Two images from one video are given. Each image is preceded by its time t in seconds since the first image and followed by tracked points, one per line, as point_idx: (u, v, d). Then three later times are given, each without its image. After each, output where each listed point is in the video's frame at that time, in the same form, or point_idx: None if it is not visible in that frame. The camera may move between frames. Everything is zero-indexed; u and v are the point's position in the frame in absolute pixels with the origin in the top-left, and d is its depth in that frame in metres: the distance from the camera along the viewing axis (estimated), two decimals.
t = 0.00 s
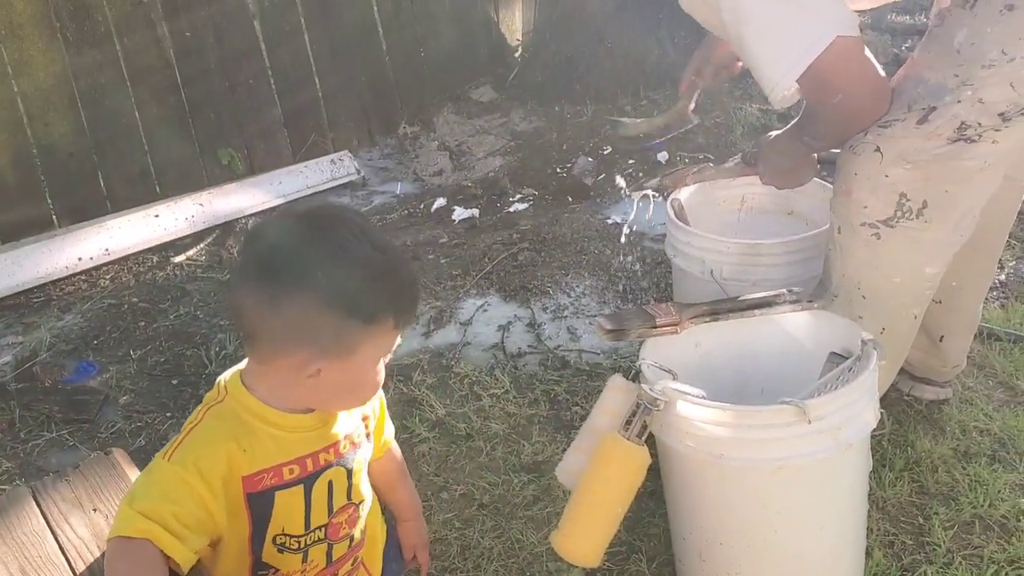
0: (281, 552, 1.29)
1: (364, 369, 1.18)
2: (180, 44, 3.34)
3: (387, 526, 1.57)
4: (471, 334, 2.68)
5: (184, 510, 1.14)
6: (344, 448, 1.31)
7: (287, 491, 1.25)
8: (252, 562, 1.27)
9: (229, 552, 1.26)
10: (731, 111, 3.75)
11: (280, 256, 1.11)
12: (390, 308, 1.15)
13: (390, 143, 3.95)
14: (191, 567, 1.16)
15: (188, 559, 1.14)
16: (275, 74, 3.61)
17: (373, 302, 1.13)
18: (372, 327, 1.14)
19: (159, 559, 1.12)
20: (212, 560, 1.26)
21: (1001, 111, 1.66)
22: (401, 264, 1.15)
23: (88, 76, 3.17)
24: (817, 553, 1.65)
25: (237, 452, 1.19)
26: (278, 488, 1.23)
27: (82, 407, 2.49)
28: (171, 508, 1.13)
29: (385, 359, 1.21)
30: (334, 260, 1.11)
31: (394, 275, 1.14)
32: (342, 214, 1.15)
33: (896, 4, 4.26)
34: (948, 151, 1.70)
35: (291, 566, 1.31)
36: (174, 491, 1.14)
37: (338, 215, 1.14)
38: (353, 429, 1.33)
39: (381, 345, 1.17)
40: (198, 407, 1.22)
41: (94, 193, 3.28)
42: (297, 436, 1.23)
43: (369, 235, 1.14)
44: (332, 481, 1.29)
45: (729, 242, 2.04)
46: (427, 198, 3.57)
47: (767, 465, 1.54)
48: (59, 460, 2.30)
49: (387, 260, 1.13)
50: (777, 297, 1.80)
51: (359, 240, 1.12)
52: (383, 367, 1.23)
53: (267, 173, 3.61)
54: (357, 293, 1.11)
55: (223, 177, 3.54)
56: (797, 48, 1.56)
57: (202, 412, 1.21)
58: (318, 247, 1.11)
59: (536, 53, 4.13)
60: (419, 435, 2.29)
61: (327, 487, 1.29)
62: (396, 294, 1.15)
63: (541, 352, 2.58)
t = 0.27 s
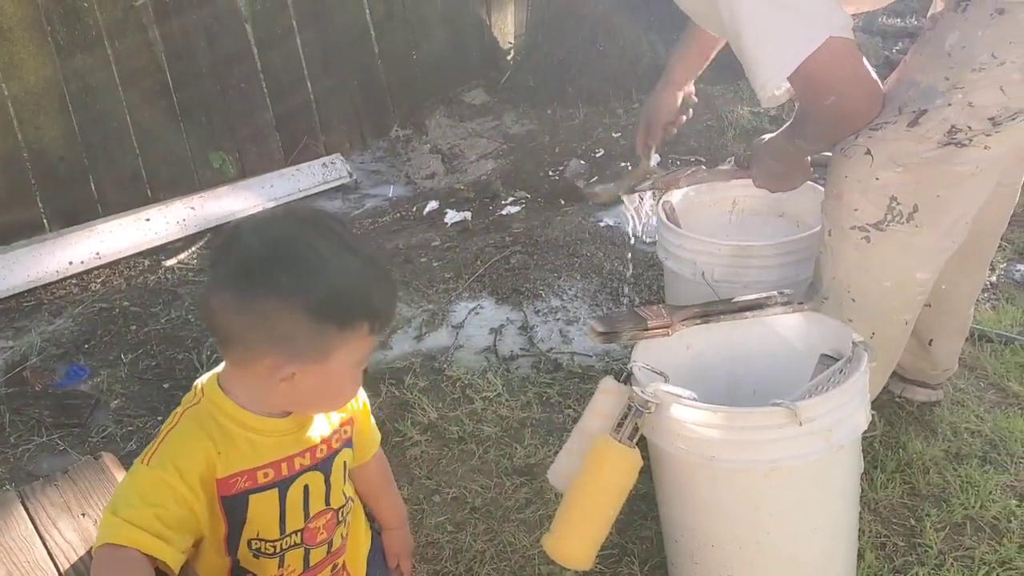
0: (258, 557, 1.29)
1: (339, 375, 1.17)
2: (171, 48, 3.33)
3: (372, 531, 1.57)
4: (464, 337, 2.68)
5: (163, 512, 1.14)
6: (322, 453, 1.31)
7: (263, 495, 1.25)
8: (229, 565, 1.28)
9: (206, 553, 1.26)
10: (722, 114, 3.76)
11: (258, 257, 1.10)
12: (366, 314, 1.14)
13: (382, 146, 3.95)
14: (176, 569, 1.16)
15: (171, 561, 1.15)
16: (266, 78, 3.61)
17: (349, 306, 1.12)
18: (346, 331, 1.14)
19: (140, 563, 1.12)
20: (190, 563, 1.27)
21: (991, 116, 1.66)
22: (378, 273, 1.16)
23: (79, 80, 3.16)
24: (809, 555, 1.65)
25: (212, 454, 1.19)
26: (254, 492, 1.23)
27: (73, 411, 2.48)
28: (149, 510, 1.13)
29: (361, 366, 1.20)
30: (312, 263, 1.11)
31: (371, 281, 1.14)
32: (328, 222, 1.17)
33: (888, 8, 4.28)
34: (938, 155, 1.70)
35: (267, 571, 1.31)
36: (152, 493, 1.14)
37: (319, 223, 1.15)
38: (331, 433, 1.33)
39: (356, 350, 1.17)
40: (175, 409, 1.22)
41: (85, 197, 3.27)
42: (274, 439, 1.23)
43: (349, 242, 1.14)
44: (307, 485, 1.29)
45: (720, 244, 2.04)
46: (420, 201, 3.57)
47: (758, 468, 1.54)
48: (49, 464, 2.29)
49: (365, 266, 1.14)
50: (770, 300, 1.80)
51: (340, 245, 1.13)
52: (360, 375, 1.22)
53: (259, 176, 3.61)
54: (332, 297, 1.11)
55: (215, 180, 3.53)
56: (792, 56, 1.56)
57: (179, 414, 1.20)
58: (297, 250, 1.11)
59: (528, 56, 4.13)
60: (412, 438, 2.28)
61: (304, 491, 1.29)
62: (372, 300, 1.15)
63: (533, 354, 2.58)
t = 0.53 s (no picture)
0: (240, 566, 1.30)
1: (302, 384, 1.18)
2: (166, 54, 3.33)
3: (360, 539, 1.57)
4: (458, 343, 2.68)
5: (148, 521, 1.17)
6: (302, 461, 1.30)
7: (242, 504, 1.25)
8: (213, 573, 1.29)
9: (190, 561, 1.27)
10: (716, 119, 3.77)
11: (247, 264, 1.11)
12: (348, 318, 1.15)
13: (377, 152, 3.96)
14: None
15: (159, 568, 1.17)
16: (260, 84, 3.61)
17: (331, 313, 1.13)
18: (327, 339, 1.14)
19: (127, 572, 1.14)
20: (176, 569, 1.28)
21: (988, 119, 1.66)
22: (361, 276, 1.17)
23: (73, 86, 3.16)
24: (803, 559, 1.66)
25: (193, 463, 1.20)
26: (234, 500, 1.24)
27: (67, 418, 2.47)
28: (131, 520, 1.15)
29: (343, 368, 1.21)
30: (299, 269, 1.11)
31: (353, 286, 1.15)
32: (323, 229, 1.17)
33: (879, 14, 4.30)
34: (936, 159, 1.71)
35: None
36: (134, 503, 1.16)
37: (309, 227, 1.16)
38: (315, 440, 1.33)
39: (336, 355, 1.17)
40: (158, 418, 1.23)
41: (79, 203, 3.27)
42: (253, 448, 1.24)
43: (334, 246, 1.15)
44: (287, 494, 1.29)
45: (714, 248, 2.05)
46: (414, 207, 3.57)
47: (753, 472, 1.54)
48: (43, 470, 2.28)
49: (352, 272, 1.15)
50: (763, 304, 1.83)
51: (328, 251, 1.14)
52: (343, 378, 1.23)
53: (253, 183, 3.61)
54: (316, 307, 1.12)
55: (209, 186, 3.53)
56: (783, 63, 1.57)
57: (161, 423, 1.22)
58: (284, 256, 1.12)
59: (522, 62, 4.14)
60: (407, 443, 2.28)
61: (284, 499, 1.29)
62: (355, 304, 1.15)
63: (528, 359, 2.58)
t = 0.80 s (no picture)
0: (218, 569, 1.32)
1: (197, 393, 1.17)
2: (158, 62, 3.33)
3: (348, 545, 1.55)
4: (451, 349, 2.68)
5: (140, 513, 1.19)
6: (279, 465, 1.33)
7: (219, 504, 1.27)
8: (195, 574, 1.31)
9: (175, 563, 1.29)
10: (707, 125, 3.79)
11: (191, 285, 1.09)
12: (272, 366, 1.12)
13: (369, 159, 3.97)
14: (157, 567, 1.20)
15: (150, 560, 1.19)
16: (252, 92, 3.62)
17: (255, 359, 1.10)
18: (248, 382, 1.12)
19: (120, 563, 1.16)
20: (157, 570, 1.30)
21: (971, 126, 1.68)
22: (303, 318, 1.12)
23: (65, 95, 3.16)
24: (793, 564, 1.66)
25: (170, 460, 1.22)
26: (211, 500, 1.27)
27: (59, 427, 2.47)
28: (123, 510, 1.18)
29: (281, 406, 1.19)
30: (230, 305, 1.08)
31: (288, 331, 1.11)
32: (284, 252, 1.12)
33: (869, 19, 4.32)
34: (920, 166, 1.72)
35: None
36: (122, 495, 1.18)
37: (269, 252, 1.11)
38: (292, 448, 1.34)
39: (268, 394, 1.15)
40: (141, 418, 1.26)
41: (71, 212, 3.27)
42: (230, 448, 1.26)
43: (286, 283, 1.11)
44: (264, 496, 1.31)
45: (704, 254, 2.06)
46: (407, 214, 3.58)
47: (743, 477, 1.55)
48: (35, 480, 2.28)
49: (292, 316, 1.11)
50: (752, 309, 1.83)
51: (269, 287, 1.09)
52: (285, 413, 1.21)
53: (245, 191, 3.61)
54: (242, 348, 1.10)
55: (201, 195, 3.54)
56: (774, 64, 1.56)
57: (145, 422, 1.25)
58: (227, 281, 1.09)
59: (514, 69, 4.15)
60: (399, 451, 2.28)
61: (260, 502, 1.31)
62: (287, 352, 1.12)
63: (520, 366, 2.58)
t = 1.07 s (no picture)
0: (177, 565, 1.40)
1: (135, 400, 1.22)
2: (148, 71, 3.33)
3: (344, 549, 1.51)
4: (443, 357, 2.68)
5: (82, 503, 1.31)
6: (238, 482, 1.38)
7: (170, 505, 1.36)
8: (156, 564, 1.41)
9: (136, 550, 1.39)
10: (698, 131, 3.80)
11: (160, 294, 1.15)
12: (205, 393, 1.17)
13: (361, 167, 3.98)
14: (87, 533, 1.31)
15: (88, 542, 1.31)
16: (243, 100, 3.62)
17: (190, 381, 1.15)
18: (178, 405, 1.17)
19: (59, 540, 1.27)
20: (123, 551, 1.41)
21: (959, 134, 1.69)
22: (243, 355, 1.18)
23: (55, 106, 3.16)
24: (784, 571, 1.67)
25: (124, 455, 1.33)
26: (162, 498, 1.35)
27: (50, 438, 2.46)
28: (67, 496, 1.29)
29: (213, 429, 1.24)
30: (181, 327, 1.14)
31: (225, 362, 1.17)
32: (240, 286, 1.18)
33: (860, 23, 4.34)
34: (907, 174, 1.73)
35: None
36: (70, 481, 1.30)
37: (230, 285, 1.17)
38: (253, 467, 1.38)
39: (196, 417, 1.20)
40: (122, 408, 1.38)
41: (62, 222, 3.26)
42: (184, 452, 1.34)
43: (234, 319, 1.17)
44: (216, 508, 1.37)
45: (694, 261, 2.07)
46: (399, 221, 3.58)
47: (733, 483, 1.55)
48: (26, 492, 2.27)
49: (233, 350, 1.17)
50: (741, 315, 1.84)
51: (218, 319, 1.15)
52: (218, 434, 1.26)
53: (237, 200, 3.61)
54: (178, 371, 1.15)
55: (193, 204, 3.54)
56: (764, 74, 1.58)
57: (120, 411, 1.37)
58: (182, 301, 1.15)
59: (505, 75, 4.16)
60: (392, 460, 2.28)
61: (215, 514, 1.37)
62: (218, 381, 1.17)
63: (512, 373, 2.58)
